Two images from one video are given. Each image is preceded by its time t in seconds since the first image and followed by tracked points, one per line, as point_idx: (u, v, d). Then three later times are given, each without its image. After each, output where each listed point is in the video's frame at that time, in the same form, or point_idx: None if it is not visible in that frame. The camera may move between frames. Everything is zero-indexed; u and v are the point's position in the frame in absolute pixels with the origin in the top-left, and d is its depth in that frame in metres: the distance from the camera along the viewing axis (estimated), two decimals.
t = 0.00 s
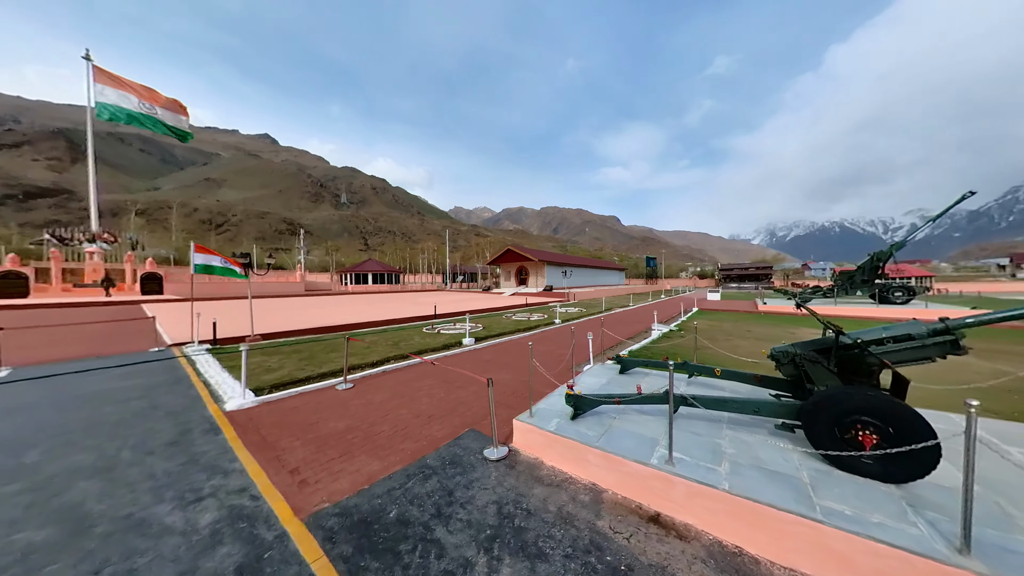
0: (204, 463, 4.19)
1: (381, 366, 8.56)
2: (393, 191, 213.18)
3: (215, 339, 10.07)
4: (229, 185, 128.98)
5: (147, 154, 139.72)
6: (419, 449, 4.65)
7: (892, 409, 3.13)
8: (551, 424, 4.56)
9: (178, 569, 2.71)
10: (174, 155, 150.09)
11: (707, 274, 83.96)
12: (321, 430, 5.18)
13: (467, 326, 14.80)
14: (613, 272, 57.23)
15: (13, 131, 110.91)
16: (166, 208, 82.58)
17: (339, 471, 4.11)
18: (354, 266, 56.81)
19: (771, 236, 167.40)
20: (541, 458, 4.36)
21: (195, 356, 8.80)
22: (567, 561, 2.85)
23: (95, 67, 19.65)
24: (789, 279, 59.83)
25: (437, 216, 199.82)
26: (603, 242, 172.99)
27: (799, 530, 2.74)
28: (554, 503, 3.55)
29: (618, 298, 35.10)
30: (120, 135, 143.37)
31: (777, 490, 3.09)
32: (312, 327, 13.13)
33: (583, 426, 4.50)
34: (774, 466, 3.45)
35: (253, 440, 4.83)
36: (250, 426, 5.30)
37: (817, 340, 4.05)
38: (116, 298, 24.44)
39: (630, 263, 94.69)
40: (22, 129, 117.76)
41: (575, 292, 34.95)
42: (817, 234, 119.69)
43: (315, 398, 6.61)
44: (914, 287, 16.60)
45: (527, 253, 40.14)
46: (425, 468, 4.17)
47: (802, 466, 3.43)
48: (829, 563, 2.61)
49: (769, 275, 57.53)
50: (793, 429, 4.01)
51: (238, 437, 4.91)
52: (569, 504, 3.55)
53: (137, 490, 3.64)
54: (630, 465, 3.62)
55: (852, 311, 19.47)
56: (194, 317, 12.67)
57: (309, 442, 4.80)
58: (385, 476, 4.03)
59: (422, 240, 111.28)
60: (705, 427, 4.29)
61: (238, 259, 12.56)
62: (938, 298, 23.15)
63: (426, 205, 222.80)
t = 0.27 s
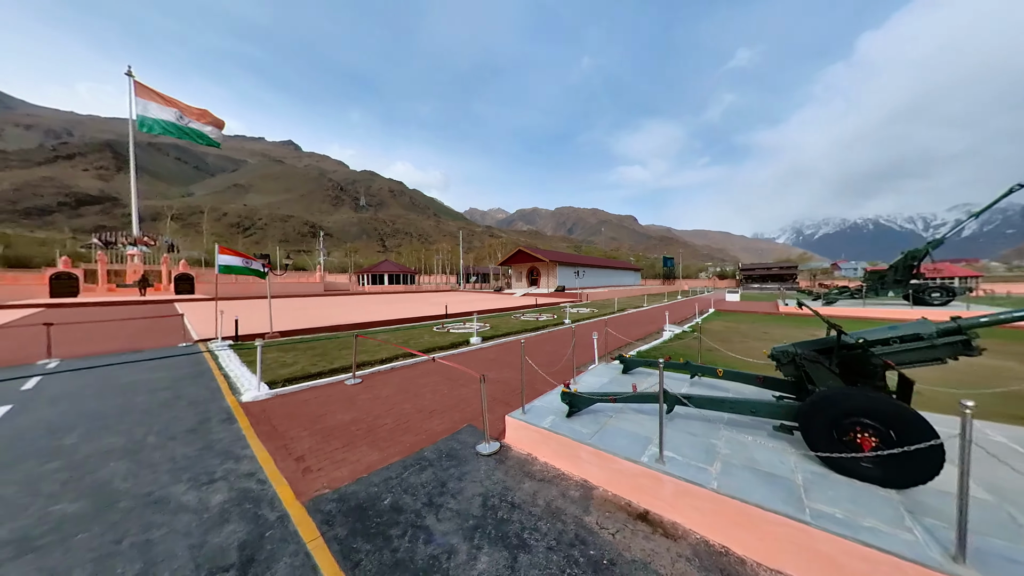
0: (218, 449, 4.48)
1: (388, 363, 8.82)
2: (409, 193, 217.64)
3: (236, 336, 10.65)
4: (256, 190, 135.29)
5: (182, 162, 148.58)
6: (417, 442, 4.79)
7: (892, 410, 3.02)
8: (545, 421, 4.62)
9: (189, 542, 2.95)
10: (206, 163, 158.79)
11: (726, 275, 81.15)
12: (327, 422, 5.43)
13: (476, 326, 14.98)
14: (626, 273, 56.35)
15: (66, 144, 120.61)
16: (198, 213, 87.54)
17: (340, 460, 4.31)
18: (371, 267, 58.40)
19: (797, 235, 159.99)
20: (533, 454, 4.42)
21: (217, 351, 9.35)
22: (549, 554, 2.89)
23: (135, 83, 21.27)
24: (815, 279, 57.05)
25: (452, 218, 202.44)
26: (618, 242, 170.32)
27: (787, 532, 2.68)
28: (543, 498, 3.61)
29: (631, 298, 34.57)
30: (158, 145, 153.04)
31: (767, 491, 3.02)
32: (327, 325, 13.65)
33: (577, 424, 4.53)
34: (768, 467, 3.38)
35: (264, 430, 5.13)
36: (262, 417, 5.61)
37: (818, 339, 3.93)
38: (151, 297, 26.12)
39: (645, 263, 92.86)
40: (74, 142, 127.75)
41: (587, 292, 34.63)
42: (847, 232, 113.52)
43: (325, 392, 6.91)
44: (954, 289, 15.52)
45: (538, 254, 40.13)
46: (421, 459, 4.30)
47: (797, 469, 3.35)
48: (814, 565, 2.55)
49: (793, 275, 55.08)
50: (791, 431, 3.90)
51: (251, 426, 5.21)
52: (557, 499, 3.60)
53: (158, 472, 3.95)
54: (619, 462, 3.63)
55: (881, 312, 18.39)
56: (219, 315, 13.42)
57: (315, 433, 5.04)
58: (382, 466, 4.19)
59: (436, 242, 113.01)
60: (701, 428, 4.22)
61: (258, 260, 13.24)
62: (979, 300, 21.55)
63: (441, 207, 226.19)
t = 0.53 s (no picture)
0: (234, 439, 4.80)
1: (396, 361, 9.09)
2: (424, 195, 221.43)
3: (257, 335, 11.24)
4: (280, 194, 141.17)
5: (213, 170, 156.96)
6: (418, 438, 4.96)
7: (891, 415, 2.92)
8: (542, 419, 4.69)
9: (203, 522, 3.20)
10: (235, 169, 167.04)
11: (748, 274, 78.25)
12: (335, 416, 5.69)
13: (485, 326, 15.16)
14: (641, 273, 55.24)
15: (111, 155, 129.86)
16: (227, 217, 92.29)
17: (345, 452, 4.53)
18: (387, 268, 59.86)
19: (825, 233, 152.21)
20: (529, 452, 4.50)
21: (239, 348, 9.90)
22: (535, 548, 2.96)
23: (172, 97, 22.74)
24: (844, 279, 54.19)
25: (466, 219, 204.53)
26: (634, 242, 167.08)
27: (774, 536, 2.65)
28: (534, 495, 3.68)
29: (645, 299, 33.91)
30: (192, 153, 162.29)
31: (758, 494, 2.99)
32: (341, 325, 14.15)
33: (573, 423, 4.57)
34: (762, 471, 3.32)
35: (277, 422, 5.43)
36: (276, 410, 5.93)
37: (821, 342, 3.78)
38: (184, 297, 27.81)
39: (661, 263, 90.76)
40: (118, 153, 137.43)
41: (600, 293, 34.27)
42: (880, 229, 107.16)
43: (335, 388, 7.23)
44: (998, 289, 14.35)
45: (550, 254, 39.98)
46: (420, 454, 4.46)
47: (794, 473, 3.27)
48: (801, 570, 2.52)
49: (819, 274, 52.54)
50: (791, 435, 3.80)
51: (265, 419, 5.53)
52: (548, 496, 3.65)
53: (180, 458, 4.29)
54: (611, 462, 3.65)
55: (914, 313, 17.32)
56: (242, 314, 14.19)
57: (323, 426, 5.30)
58: (383, 459, 4.38)
59: (451, 243, 114.56)
60: (697, 430, 4.16)
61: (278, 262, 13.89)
62: None
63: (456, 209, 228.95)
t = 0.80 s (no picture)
0: (251, 428, 5.10)
1: (406, 358, 9.36)
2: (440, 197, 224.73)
3: (277, 332, 11.80)
4: (302, 198, 146.77)
5: (241, 176, 164.96)
6: (421, 431, 5.12)
7: (893, 413, 2.83)
8: (541, 416, 4.74)
9: (220, 502, 3.46)
10: (261, 175, 174.94)
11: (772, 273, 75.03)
12: (345, 409, 5.93)
13: (495, 325, 15.31)
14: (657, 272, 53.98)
15: (150, 164, 138.71)
16: (254, 221, 96.81)
17: (351, 443, 4.73)
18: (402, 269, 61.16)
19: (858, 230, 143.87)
20: (528, 447, 4.56)
21: (260, 344, 10.44)
22: (526, 539, 3.03)
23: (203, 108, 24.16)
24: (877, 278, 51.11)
25: (480, 219, 206.03)
26: (650, 241, 163.41)
27: (766, 536, 2.61)
28: (529, 488, 3.75)
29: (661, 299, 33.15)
30: (222, 161, 171.16)
31: (752, 493, 2.94)
32: (357, 323, 14.64)
33: (572, 420, 4.61)
34: (759, 471, 3.26)
35: (291, 414, 5.72)
36: (290, 403, 6.25)
37: (827, 341, 3.67)
38: (214, 297, 29.44)
39: (679, 263, 88.33)
40: (157, 162, 147.13)
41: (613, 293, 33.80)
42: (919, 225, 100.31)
43: (346, 383, 7.52)
44: None
45: (563, 254, 39.75)
46: (422, 446, 4.61)
47: (793, 473, 3.20)
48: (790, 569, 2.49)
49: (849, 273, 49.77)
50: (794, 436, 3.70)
51: (280, 410, 5.83)
52: (543, 490, 3.72)
53: (203, 443, 4.63)
54: (606, 458, 3.67)
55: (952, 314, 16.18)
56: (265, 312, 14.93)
57: (333, 418, 5.54)
58: (387, 450, 4.56)
59: (465, 243, 115.76)
60: (697, 428, 4.11)
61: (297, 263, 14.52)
62: None
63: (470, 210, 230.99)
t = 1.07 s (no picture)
0: (274, 420, 5.48)
1: (418, 357, 9.66)
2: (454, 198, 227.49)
3: (297, 331, 12.40)
4: (323, 202, 152.00)
5: (266, 181, 172.57)
6: (428, 426, 5.34)
7: (893, 416, 2.80)
8: (543, 414, 4.88)
9: (244, 485, 3.78)
10: (284, 180, 182.27)
11: (797, 272, 71.95)
12: (359, 404, 6.26)
13: (506, 325, 15.47)
14: (674, 272, 52.70)
15: (184, 172, 147.30)
16: (278, 224, 101.17)
17: (363, 436, 5.00)
18: (417, 270, 62.38)
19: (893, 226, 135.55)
20: (531, 444, 4.70)
21: (282, 342, 11.01)
22: (522, 530, 3.16)
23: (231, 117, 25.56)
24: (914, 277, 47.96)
25: (494, 220, 207.30)
26: (668, 240, 159.41)
27: (756, 533, 2.66)
28: (529, 483, 3.88)
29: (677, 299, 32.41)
30: (249, 167, 179.66)
31: (745, 492, 2.98)
32: (372, 323, 15.14)
33: (572, 418, 4.71)
34: (756, 472, 3.27)
35: (309, 407, 6.07)
36: (309, 397, 6.64)
37: (831, 343, 3.58)
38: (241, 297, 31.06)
39: (698, 262, 85.85)
40: (191, 169, 156.03)
41: (627, 293, 33.35)
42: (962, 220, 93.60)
43: (361, 379, 7.88)
44: None
45: (576, 254, 39.48)
46: (429, 440, 4.83)
47: (789, 475, 3.20)
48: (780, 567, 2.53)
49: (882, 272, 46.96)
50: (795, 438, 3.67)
51: (299, 404, 6.21)
52: (543, 484, 3.85)
53: (230, 433, 5.02)
54: (603, 456, 3.76)
55: (996, 314, 15.08)
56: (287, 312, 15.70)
57: (347, 412, 5.85)
58: (396, 443, 4.80)
59: (479, 244, 116.73)
60: (697, 429, 4.14)
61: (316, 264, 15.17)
62: None
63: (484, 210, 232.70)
